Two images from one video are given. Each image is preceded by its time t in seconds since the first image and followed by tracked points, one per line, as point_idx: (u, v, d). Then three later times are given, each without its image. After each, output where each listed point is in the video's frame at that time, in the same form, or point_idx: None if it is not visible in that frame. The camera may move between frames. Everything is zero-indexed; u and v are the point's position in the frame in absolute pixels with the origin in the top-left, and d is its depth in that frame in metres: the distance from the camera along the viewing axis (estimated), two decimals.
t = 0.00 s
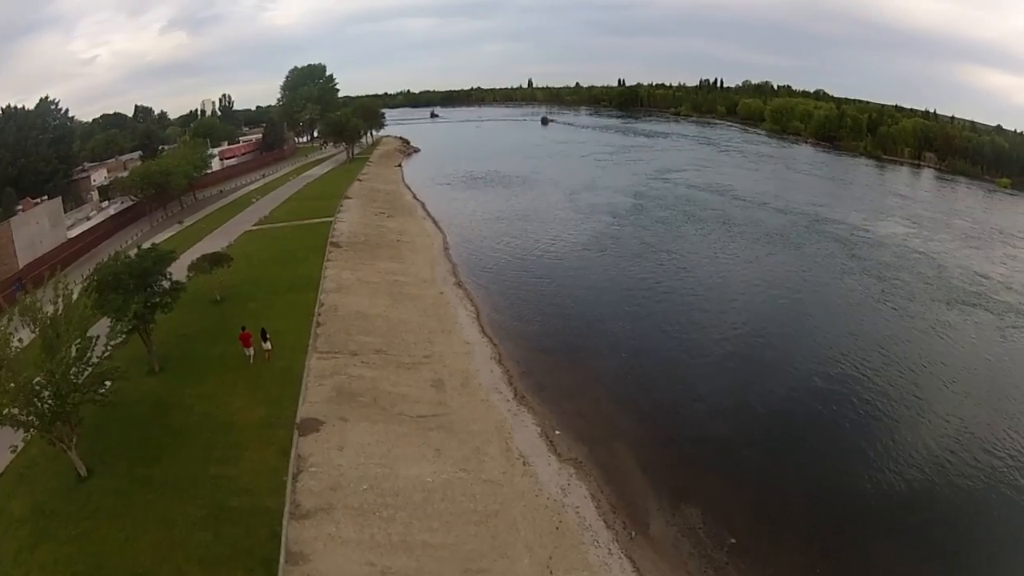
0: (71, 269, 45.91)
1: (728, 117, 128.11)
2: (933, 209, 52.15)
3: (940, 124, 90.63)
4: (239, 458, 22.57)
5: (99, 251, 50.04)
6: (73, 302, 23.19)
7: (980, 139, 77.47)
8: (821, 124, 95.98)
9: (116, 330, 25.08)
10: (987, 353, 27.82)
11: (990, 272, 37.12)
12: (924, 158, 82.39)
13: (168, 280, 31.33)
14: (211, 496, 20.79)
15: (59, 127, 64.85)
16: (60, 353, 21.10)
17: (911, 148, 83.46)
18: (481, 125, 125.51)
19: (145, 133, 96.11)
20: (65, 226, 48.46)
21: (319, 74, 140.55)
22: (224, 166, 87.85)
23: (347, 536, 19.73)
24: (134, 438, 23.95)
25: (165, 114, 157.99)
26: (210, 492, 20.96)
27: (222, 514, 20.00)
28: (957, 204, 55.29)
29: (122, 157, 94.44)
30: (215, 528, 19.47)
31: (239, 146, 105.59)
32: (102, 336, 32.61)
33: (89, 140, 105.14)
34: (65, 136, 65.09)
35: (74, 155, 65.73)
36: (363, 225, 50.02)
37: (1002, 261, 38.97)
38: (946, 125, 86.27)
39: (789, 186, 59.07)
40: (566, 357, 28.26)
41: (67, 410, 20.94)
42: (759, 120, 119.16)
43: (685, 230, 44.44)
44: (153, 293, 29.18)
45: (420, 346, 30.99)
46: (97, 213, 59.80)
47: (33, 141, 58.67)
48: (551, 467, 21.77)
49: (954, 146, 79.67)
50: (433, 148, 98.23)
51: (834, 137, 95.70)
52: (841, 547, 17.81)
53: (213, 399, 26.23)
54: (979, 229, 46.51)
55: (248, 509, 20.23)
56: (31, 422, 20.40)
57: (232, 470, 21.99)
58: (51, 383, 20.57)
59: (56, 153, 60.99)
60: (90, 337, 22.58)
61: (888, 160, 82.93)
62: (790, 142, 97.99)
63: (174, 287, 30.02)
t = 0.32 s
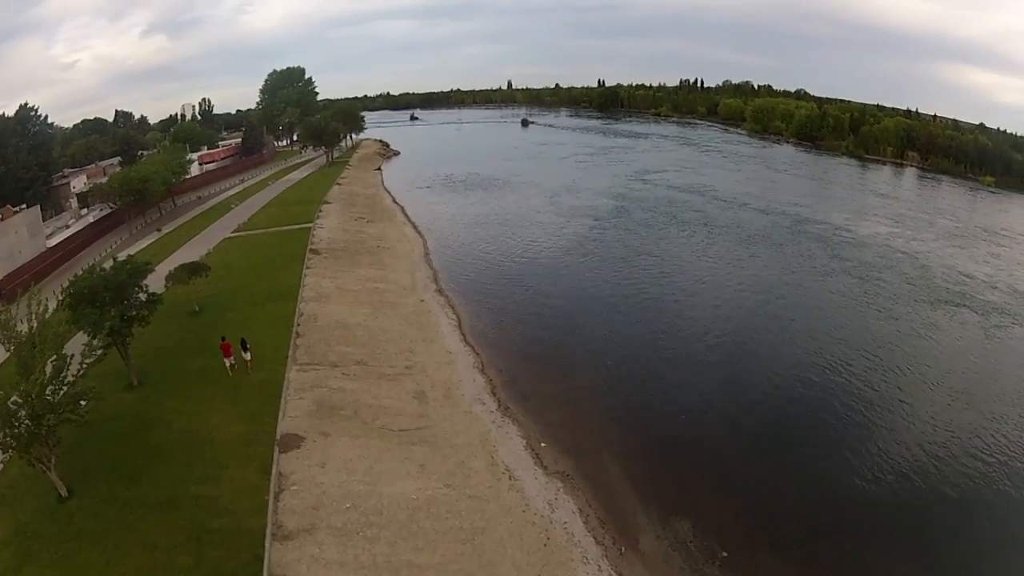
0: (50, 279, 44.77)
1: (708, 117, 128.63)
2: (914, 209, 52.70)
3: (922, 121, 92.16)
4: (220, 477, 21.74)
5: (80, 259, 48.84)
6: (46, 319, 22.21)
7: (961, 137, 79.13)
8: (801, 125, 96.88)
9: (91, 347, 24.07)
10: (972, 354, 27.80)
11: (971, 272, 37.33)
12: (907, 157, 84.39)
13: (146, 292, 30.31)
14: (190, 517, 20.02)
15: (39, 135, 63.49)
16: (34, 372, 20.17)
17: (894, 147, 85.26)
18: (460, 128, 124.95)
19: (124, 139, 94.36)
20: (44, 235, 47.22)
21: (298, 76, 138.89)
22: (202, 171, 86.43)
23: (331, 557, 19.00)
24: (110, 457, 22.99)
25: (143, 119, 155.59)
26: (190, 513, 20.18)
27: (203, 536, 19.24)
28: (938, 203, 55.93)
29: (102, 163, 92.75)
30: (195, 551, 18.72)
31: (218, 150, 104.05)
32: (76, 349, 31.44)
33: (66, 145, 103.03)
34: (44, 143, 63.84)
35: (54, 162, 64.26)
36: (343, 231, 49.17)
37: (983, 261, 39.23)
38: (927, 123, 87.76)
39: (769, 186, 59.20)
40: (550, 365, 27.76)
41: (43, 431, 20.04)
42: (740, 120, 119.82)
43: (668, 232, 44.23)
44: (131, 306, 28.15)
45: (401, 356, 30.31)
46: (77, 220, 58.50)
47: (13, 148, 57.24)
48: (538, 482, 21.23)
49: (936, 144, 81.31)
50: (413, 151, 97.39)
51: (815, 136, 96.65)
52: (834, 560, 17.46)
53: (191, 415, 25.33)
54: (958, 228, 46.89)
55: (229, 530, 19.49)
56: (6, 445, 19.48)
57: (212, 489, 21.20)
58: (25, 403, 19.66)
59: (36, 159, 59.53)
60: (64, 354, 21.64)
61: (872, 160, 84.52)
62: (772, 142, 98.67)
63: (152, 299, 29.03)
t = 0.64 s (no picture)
0: (26, 290, 43.45)
1: (687, 116, 129.14)
2: (896, 206, 53.06)
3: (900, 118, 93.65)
4: (199, 496, 20.91)
5: (57, 269, 47.55)
6: (18, 336, 21.19)
7: (942, 134, 80.59)
8: (781, 123, 97.59)
9: (66, 366, 23.06)
10: (955, 352, 27.88)
11: (950, 269, 37.55)
12: (887, 154, 85.77)
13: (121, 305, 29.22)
14: (169, 540, 19.19)
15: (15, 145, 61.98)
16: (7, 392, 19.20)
17: (874, 145, 86.46)
18: (439, 129, 124.04)
19: (100, 146, 92.47)
20: (20, 245, 45.86)
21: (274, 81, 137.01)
22: (180, 177, 84.81)
23: None
24: (86, 477, 22.03)
25: (122, 125, 153.32)
26: (169, 535, 19.37)
27: (183, 560, 18.44)
28: (918, 200, 56.39)
29: (78, 170, 90.75)
30: None
31: (196, 155, 102.26)
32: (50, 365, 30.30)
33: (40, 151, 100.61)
34: (20, 151, 62.29)
35: (31, 169, 62.68)
36: (321, 237, 48.28)
37: (962, 259, 39.49)
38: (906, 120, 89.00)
39: (749, 185, 59.28)
40: (532, 373, 27.22)
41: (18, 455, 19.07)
42: (719, 119, 120.47)
43: (650, 233, 43.94)
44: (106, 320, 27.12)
45: (381, 366, 29.58)
46: (54, 229, 57.00)
47: None
48: (523, 495, 20.66)
49: (916, 141, 82.68)
50: (393, 153, 96.46)
51: (794, 134, 97.44)
52: (826, 569, 17.16)
53: (169, 432, 24.42)
54: (936, 225, 47.30)
55: (209, 553, 18.72)
56: None
57: (192, 510, 20.40)
58: None
59: (12, 167, 57.99)
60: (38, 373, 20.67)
61: (853, 158, 85.69)
62: (752, 140, 99.23)
63: (128, 312, 28.01)
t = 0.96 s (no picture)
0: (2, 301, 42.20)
1: (665, 115, 129.54)
2: (876, 203, 53.40)
3: (878, 115, 95.05)
4: (178, 518, 20.12)
5: (35, 279, 46.33)
6: None
7: (921, 131, 82.03)
8: (759, 121, 98.20)
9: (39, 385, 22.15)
10: (939, 349, 27.93)
11: (929, 266, 37.76)
12: (867, 151, 87.09)
13: (95, 319, 28.24)
14: (149, 563, 18.44)
15: None
16: None
17: (853, 142, 87.55)
18: (417, 132, 122.99)
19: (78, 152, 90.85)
20: None
21: (252, 83, 134.44)
22: (158, 182, 83.25)
23: None
24: (62, 499, 21.10)
25: (100, 129, 150.95)
26: (149, 558, 18.62)
27: None
28: (896, 197, 56.82)
29: (54, 177, 88.80)
30: None
31: (174, 160, 100.45)
32: (25, 380, 29.22)
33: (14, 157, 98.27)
34: None
35: (8, 177, 61.17)
36: (298, 244, 47.34)
37: (944, 256, 39.65)
38: (884, 117, 90.41)
39: (727, 184, 59.35)
40: (514, 381, 26.63)
41: None
42: (697, 118, 121.04)
43: (630, 235, 43.64)
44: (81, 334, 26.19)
45: (359, 377, 28.78)
46: (32, 237, 55.63)
47: None
48: (507, 510, 20.06)
49: (895, 138, 84.10)
50: (370, 156, 95.37)
51: (773, 132, 98.12)
52: None
53: (146, 449, 23.55)
54: (914, 222, 47.59)
55: None
56: None
57: (170, 531, 19.65)
58: None
59: None
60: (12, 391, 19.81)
61: (833, 155, 86.80)
62: (731, 139, 99.61)
63: (103, 326, 27.08)
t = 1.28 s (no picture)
0: None
1: (642, 114, 129.93)
2: (854, 200, 53.61)
3: (856, 111, 96.11)
4: (157, 539, 19.17)
5: (12, 290, 45.02)
6: None
7: (901, 126, 83.13)
8: (738, 119, 98.62)
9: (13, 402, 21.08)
10: (924, 347, 27.99)
11: (908, 263, 37.89)
12: (847, 147, 88.03)
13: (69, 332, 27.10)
14: None
15: None
16: None
17: (833, 139, 88.61)
18: (394, 133, 121.98)
19: (54, 160, 89.02)
20: None
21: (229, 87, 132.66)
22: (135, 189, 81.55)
23: None
24: (35, 520, 20.02)
25: (77, 135, 148.19)
26: None
27: None
28: (874, 193, 57.14)
29: (28, 184, 86.69)
30: None
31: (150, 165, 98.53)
32: None
33: None
34: None
35: None
36: (274, 251, 46.41)
37: (923, 253, 39.78)
38: (861, 113, 91.49)
39: (705, 182, 59.39)
40: (495, 391, 26.07)
41: None
42: (675, 116, 121.48)
43: (611, 237, 43.34)
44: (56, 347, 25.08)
45: (337, 389, 28.02)
46: (7, 248, 54.07)
47: None
48: (491, 526, 19.45)
49: (875, 134, 85.20)
50: (348, 159, 94.27)
51: (752, 130, 98.73)
52: None
53: (123, 467, 22.53)
54: (892, 219, 47.79)
55: None
56: None
57: (150, 553, 18.70)
58: None
59: None
60: None
61: (813, 151, 87.50)
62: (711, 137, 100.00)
63: (79, 339, 26.00)
